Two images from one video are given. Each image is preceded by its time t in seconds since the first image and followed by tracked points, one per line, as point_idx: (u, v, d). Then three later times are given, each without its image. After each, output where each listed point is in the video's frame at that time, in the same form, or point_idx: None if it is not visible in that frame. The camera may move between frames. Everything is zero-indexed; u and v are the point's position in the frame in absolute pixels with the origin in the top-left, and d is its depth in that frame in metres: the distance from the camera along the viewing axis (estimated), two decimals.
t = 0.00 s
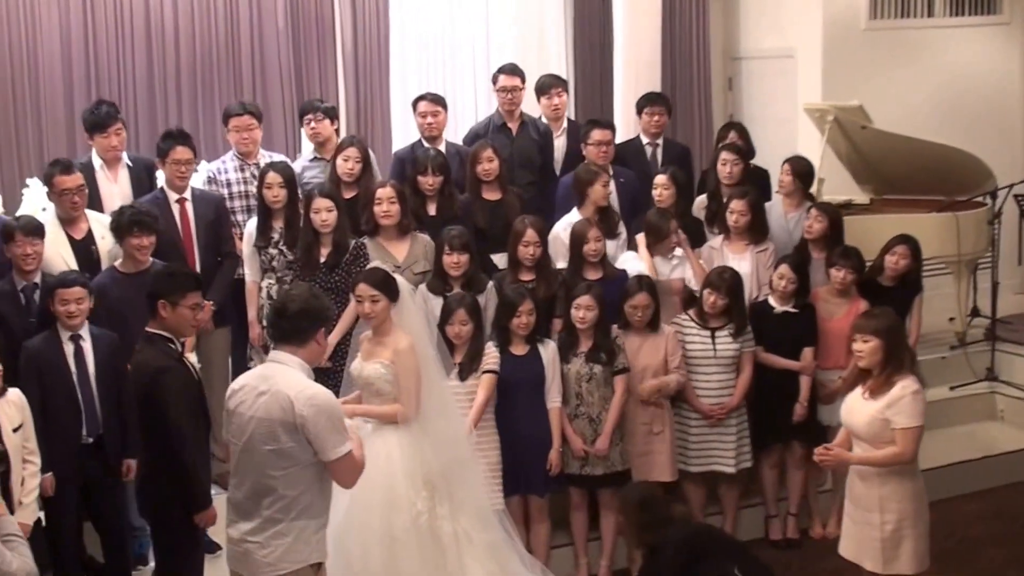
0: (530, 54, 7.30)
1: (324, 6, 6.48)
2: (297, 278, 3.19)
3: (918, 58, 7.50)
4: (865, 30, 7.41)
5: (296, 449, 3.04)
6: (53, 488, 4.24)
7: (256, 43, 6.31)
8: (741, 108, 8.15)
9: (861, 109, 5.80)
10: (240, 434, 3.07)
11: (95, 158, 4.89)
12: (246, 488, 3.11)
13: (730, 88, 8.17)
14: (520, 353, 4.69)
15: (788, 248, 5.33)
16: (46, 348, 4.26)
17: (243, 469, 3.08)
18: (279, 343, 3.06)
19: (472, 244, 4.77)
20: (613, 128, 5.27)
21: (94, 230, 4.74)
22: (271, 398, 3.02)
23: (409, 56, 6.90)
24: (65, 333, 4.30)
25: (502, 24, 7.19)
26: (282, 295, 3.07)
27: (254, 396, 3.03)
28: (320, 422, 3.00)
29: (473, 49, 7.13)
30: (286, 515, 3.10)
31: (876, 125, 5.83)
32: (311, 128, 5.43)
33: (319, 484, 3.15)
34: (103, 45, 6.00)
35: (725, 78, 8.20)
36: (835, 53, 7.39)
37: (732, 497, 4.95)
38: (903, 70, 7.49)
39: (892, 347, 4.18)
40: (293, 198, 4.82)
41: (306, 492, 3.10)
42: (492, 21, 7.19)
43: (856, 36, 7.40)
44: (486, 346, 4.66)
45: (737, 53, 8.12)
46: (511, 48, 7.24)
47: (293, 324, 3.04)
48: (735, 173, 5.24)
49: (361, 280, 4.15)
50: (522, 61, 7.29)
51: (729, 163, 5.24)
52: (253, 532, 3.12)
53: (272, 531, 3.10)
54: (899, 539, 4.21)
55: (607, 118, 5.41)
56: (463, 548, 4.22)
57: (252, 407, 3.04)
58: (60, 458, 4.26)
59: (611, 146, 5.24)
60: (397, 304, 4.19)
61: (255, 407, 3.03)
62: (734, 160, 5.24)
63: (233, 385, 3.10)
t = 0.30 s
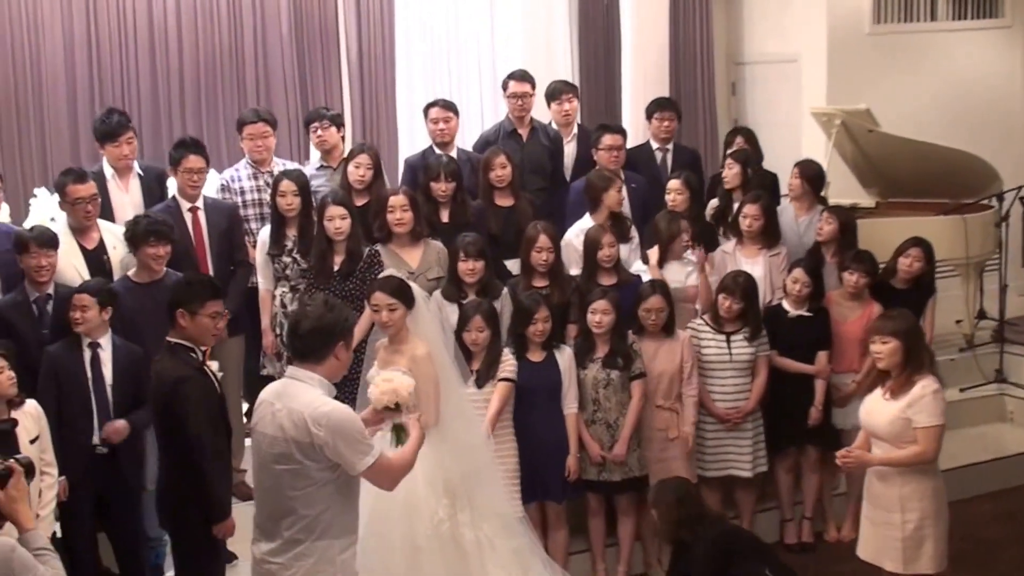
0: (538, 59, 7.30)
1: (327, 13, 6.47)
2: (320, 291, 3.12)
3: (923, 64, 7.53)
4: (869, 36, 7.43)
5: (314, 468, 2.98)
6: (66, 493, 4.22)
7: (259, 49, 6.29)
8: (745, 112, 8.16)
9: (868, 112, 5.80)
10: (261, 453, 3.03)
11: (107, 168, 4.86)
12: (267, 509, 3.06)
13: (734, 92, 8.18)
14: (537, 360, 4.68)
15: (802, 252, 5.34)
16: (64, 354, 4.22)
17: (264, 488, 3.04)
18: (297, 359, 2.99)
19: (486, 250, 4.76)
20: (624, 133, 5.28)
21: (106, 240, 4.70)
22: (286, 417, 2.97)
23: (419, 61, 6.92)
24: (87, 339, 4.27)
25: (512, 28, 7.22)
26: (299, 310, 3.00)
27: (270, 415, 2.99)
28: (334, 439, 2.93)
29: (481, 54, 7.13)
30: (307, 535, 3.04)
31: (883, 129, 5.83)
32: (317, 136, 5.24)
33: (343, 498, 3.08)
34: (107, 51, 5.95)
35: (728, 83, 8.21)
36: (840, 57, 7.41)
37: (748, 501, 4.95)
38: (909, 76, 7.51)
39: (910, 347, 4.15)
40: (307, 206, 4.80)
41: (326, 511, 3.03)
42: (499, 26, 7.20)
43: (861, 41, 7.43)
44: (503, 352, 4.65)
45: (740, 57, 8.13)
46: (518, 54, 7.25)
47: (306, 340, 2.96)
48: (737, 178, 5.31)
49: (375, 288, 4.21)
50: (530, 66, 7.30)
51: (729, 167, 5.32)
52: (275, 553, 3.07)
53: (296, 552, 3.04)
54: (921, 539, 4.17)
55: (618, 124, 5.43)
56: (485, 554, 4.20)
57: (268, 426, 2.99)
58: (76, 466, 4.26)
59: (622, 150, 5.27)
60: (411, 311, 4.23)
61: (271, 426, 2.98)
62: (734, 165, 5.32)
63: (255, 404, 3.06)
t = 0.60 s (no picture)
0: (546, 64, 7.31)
1: (332, 21, 6.47)
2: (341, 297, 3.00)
3: (926, 62, 7.60)
4: (872, 37, 7.48)
5: (341, 478, 2.86)
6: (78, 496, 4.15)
7: (263, 55, 6.28)
8: (749, 114, 8.18)
9: (875, 114, 5.80)
10: (285, 465, 2.90)
11: (118, 175, 4.84)
12: (295, 519, 2.93)
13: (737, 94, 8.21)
14: (553, 363, 4.67)
15: (814, 252, 5.32)
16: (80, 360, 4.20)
17: (291, 499, 2.91)
18: (322, 367, 2.88)
19: (500, 254, 4.75)
20: (634, 136, 5.29)
21: (117, 248, 4.61)
22: (312, 426, 2.84)
23: (428, 65, 6.93)
24: (104, 346, 4.23)
25: (520, 29, 7.25)
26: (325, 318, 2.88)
27: (294, 425, 2.87)
28: (363, 446, 2.80)
29: (486, 59, 7.14)
30: (337, 545, 2.90)
31: (890, 131, 5.83)
32: (326, 142, 5.20)
33: (370, 504, 2.94)
34: (111, 56, 5.92)
35: (733, 86, 8.23)
36: (844, 59, 7.46)
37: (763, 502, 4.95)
38: (913, 75, 7.58)
39: (927, 345, 4.15)
40: (321, 211, 4.79)
41: (354, 520, 2.90)
42: (507, 29, 7.24)
43: (867, 42, 7.48)
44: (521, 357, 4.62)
45: (743, 61, 8.16)
46: (526, 57, 7.27)
47: (333, 347, 2.84)
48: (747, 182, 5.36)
49: (392, 293, 4.28)
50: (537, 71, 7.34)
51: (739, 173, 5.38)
52: (303, 563, 2.94)
53: (324, 562, 2.90)
54: (944, 536, 4.16)
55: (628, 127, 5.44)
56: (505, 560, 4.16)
57: (293, 437, 2.87)
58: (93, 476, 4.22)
59: (632, 154, 5.28)
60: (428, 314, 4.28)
61: (296, 437, 2.86)
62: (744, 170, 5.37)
63: (277, 414, 2.94)
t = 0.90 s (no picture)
0: (554, 62, 7.37)
1: (336, 20, 6.52)
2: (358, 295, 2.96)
3: (927, 61, 7.69)
4: (873, 34, 7.62)
5: (366, 480, 2.84)
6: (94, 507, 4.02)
7: (269, 55, 6.32)
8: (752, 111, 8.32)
9: (880, 110, 5.82)
10: (311, 467, 2.89)
11: (130, 176, 4.82)
12: (322, 521, 2.92)
13: (740, 92, 8.34)
14: (568, 361, 4.66)
15: (823, 247, 5.32)
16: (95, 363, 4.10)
17: (317, 501, 2.90)
18: (344, 366, 2.85)
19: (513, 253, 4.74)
20: (643, 134, 5.30)
21: (131, 249, 4.58)
22: (336, 428, 2.83)
23: (436, 63, 6.95)
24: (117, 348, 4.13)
25: (526, 25, 7.29)
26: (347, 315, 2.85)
27: (318, 427, 2.85)
28: (386, 449, 2.77)
29: (493, 58, 7.17)
30: (364, 548, 2.89)
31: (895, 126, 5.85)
32: (335, 143, 5.20)
33: (395, 507, 2.92)
34: (116, 56, 5.95)
35: (735, 84, 8.36)
36: (846, 63, 7.61)
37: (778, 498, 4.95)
38: (914, 72, 7.68)
39: (941, 338, 4.14)
40: (333, 211, 4.77)
41: (380, 524, 2.88)
42: (512, 28, 7.27)
43: (868, 41, 7.62)
44: (537, 356, 4.61)
45: (746, 58, 8.30)
46: (535, 51, 7.32)
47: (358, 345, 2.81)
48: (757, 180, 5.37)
49: (407, 292, 4.21)
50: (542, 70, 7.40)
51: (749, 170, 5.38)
52: (331, 565, 2.93)
53: (351, 565, 2.89)
54: (964, 526, 4.17)
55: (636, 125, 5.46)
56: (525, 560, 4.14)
57: (317, 439, 2.86)
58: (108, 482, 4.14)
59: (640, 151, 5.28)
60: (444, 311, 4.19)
61: (321, 439, 2.85)
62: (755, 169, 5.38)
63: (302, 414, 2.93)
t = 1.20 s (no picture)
0: (561, 54, 7.30)
1: (340, 15, 6.54)
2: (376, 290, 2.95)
3: (928, 53, 7.77)
4: (877, 25, 7.72)
5: (389, 473, 2.82)
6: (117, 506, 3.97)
7: (274, 51, 6.34)
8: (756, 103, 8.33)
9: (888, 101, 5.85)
10: (334, 461, 2.87)
11: (142, 174, 4.81)
12: (347, 515, 2.89)
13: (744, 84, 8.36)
14: (583, 353, 4.65)
15: (834, 237, 5.32)
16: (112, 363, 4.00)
17: (340, 495, 2.88)
18: (362, 360, 2.83)
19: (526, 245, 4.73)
20: (653, 126, 5.30)
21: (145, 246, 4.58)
22: (358, 420, 2.81)
23: (445, 57, 6.97)
24: (132, 348, 4.04)
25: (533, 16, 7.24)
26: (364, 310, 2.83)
27: (340, 420, 2.83)
28: (408, 441, 2.75)
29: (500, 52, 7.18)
30: (389, 542, 2.86)
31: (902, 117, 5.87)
32: (346, 138, 5.20)
33: (419, 501, 2.90)
34: (123, 57, 5.97)
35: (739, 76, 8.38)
36: (852, 50, 7.73)
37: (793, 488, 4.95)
38: (915, 64, 7.76)
39: (958, 325, 4.14)
40: (345, 206, 4.77)
41: (405, 516, 2.86)
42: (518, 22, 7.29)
43: (873, 32, 7.72)
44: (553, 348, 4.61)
45: (749, 50, 8.32)
46: (540, 48, 7.27)
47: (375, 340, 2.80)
48: (770, 171, 5.37)
49: (426, 282, 3.98)
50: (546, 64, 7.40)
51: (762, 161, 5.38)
52: (356, 561, 2.90)
53: (377, 560, 2.86)
54: (983, 514, 4.18)
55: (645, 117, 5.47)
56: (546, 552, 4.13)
57: (340, 432, 2.84)
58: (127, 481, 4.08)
59: (650, 143, 5.28)
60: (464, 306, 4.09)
61: (343, 432, 2.83)
62: (766, 159, 5.38)
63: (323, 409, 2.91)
